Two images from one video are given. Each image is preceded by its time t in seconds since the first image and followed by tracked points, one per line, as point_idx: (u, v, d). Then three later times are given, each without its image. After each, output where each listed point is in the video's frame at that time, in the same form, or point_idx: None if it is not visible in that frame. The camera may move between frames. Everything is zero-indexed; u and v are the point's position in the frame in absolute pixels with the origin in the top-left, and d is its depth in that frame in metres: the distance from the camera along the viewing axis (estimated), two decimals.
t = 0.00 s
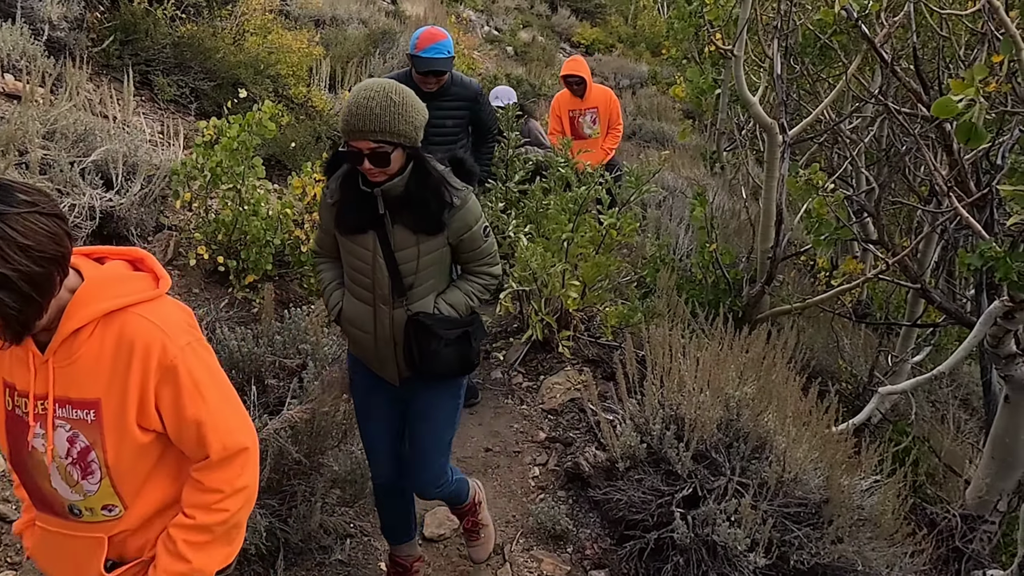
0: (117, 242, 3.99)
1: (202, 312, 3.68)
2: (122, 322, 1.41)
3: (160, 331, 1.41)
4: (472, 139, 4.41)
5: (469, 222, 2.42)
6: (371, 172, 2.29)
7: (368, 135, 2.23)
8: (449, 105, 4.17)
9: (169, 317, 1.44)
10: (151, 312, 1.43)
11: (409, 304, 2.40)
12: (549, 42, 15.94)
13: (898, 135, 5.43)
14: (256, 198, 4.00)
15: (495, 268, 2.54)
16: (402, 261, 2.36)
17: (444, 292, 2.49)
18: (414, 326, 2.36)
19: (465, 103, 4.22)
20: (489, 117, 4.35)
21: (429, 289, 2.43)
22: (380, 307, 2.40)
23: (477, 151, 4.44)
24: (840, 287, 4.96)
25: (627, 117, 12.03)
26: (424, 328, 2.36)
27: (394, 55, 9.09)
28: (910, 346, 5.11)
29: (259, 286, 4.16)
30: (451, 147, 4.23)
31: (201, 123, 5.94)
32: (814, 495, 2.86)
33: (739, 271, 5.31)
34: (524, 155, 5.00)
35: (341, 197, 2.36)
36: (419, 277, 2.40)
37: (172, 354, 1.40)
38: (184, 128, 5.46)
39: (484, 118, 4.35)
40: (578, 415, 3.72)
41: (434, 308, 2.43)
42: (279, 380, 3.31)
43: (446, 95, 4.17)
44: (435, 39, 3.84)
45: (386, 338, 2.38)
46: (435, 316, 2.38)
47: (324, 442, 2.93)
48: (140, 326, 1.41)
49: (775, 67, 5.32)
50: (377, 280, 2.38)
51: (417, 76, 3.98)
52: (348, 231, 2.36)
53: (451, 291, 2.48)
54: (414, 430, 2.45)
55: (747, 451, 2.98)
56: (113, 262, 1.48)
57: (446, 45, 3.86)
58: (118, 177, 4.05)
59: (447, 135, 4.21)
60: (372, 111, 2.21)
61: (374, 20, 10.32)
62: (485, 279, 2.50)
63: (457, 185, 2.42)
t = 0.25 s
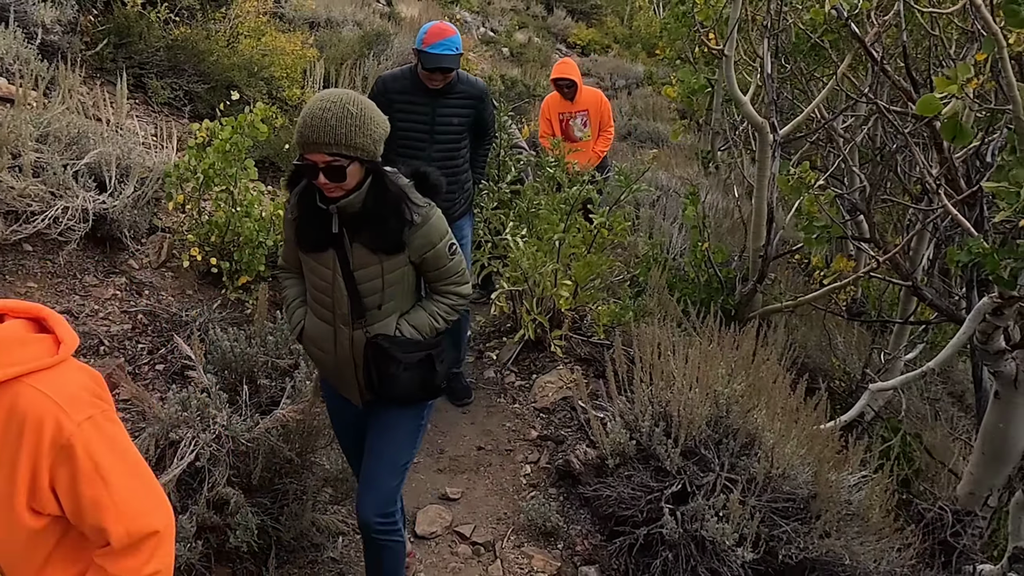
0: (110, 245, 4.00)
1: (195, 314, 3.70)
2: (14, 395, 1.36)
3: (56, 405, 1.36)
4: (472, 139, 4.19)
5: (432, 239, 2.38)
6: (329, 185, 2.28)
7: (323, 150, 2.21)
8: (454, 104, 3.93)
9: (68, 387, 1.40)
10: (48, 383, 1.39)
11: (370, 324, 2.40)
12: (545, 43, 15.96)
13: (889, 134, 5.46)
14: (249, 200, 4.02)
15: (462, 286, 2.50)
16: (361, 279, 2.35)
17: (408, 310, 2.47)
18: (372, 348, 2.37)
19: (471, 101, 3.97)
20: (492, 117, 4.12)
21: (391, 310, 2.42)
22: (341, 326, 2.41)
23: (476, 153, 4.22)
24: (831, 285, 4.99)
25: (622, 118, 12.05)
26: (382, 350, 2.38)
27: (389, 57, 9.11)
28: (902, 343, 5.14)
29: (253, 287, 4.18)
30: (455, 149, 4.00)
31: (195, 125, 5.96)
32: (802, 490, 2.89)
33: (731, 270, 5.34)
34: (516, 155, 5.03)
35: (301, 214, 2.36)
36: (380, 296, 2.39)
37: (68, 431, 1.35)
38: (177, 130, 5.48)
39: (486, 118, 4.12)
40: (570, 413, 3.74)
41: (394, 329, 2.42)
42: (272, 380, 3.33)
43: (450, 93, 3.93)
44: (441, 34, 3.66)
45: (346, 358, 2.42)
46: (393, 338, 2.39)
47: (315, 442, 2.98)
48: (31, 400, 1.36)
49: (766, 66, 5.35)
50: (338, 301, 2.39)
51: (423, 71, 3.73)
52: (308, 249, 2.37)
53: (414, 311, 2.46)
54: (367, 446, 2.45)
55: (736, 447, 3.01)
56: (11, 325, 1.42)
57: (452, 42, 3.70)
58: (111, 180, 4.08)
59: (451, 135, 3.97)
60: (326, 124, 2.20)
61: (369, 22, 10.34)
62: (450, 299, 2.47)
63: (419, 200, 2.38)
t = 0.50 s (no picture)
0: (108, 245, 4.02)
1: (192, 313, 3.72)
2: None
3: None
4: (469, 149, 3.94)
5: (411, 266, 2.26)
6: (308, 199, 2.18)
7: (301, 159, 2.13)
8: (452, 113, 3.66)
9: None
10: None
11: (338, 350, 2.29)
12: (543, 44, 15.98)
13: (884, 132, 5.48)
14: (246, 200, 4.03)
15: (440, 319, 2.38)
16: (331, 302, 2.24)
17: (380, 339, 2.36)
18: (338, 376, 2.27)
19: (470, 111, 3.71)
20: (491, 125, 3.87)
21: (361, 337, 2.30)
22: (306, 350, 2.29)
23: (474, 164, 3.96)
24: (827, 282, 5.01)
25: (620, 119, 12.05)
26: (348, 379, 2.27)
27: (386, 58, 9.13)
28: (898, 341, 5.15)
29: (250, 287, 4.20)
30: (453, 161, 3.73)
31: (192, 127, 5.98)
32: (796, 484, 2.90)
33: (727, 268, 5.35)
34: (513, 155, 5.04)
35: (276, 227, 2.25)
36: (350, 321, 2.28)
37: None
38: (175, 132, 5.49)
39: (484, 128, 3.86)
40: (566, 411, 3.76)
41: (363, 358, 2.31)
42: (268, 379, 3.34)
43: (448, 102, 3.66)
44: (436, 43, 3.41)
45: (309, 385, 2.31)
46: (361, 368, 2.28)
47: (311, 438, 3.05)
48: None
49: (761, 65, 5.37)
50: (306, 322, 2.27)
51: (420, 82, 3.47)
52: (280, 264, 2.25)
53: (385, 341, 2.34)
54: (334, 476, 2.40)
55: (731, 443, 3.03)
56: None
57: (449, 50, 3.44)
58: (108, 181, 4.09)
59: (450, 147, 3.70)
60: (308, 134, 2.12)
61: (366, 23, 10.36)
62: (424, 332, 2.35)
63: (401, 224, 2.28)
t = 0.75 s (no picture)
0: (105, 241, 4.03)
1: (188, 308, 3.73)
2: None
3: None
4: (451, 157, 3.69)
5: (386, 273, 2.12)
6: (276, 198, 2.04)
7: (270, 155, 1.98)
8: (434, 129, 3.37)
9: None
10: None
11: (303, 357, 2.15)
12: (542, 45, 15.99)
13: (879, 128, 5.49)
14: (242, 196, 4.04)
15: (417, 332, 2.23)
16: (299, 305, 2.10)
17: (351, 347, 2.22)
18: (302, 384, 2.13)
19: (453, 122, 3.45)
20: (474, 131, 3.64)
21: (329, 344, 2.17)
22: (272, 352, 2.16)
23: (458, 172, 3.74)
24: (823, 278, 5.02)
25: (619, 119, 12.07)
26: (313, 388, 2.14)
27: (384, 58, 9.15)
28: (895, 337, 5.16)
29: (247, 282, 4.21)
30: (442, 179, 3.48)
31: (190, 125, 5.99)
32: (791, 476, 2.92)
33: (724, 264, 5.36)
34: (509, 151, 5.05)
35: (246, 222, 2.12)
36: (319, 326, 2.14)
37: None
38: (172, 130, 5.50)
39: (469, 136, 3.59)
40: (562, 405, 3.76)
41: (330, 366, 2.17)
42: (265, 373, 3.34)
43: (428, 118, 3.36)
44: (404, 57, 3.06)
45: (272, 391, 2.17)
46: (328, 377, 2.14)
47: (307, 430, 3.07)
48: None
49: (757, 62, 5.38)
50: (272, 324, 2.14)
51: (394, 103, 3.13)
52: (247, 260, 2.12)
53: (356, 350, 2.21)
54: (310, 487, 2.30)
55: (725, 434, 3.04)
56: None
57: (418, 62, 3.09)
58: (105, 177, 4.11)
59: (437, 165, 3.43)
60: (277, 129, 1.97)
61: (365, 24, 10.37)
62: (399, 344, 2.20)
63: (378, 228, 2.13)
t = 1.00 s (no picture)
0: (104, 240, 4.04)
1: (188, 306, 3.73)
2: None
3: None
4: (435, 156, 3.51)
5: (352, 297, 2.01)
6: (231, 216, 1.92)
7: (223, 174, 1.87)
8: (409, 124, 3.20)
9: None
10: None
11: (270, 384, 2.05)
12: (543, 47, 15.99)
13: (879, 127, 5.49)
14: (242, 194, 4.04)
15: (390, 356, 2.12)
16: (263, 329, 2.00)
17: (321, 371, 2.12)
18: (268, 413, 2.04)
19: (428, 116, 3.27)
20: (456, 127, 3.44)
21: (297, 369, 2.07)
22: (238, 378, 2.06)
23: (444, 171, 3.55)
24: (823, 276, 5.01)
25: (620, 121, 12.07)
26: (279, 417, 2.04)
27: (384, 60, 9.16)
28: (895, 335, 5.15)
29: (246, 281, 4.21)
30: (420, 177, 3.30)
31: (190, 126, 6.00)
32: (790, 472, 2.92)
33: (724, 263, 5.36)
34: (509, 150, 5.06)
35: (206, 241, 2.02)
36: (285, 351, 2.04)
37: None
38: (173, 130, 5.51)
39: (451, 128, 3.40)
40: (562, 402, 3.76)
41: (297, 393, 2.07)
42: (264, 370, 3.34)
43: (403, 111, 3.19)
44: (371, 44, 2.89)
45: (237, 418, 2.07)
46: (295, 405, 2.05)
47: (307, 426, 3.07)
48: None
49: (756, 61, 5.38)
50: (236, 349, 2.04)
51: (361, 95, 2.97)
52: (208, 282, 2.02)
53: (326, 376, 2.11)
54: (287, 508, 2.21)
55: (724, 431, 3.04)
56: None
57: (387, 49, 2.92)
58: (105, 176, 4.12)
59: (413, 161, 3.25)
60: (230, 144, 1.85)
61: (365, 26, 10.38)
62: (370, 369, 2.09)
63: (344, 249, 2.00)
